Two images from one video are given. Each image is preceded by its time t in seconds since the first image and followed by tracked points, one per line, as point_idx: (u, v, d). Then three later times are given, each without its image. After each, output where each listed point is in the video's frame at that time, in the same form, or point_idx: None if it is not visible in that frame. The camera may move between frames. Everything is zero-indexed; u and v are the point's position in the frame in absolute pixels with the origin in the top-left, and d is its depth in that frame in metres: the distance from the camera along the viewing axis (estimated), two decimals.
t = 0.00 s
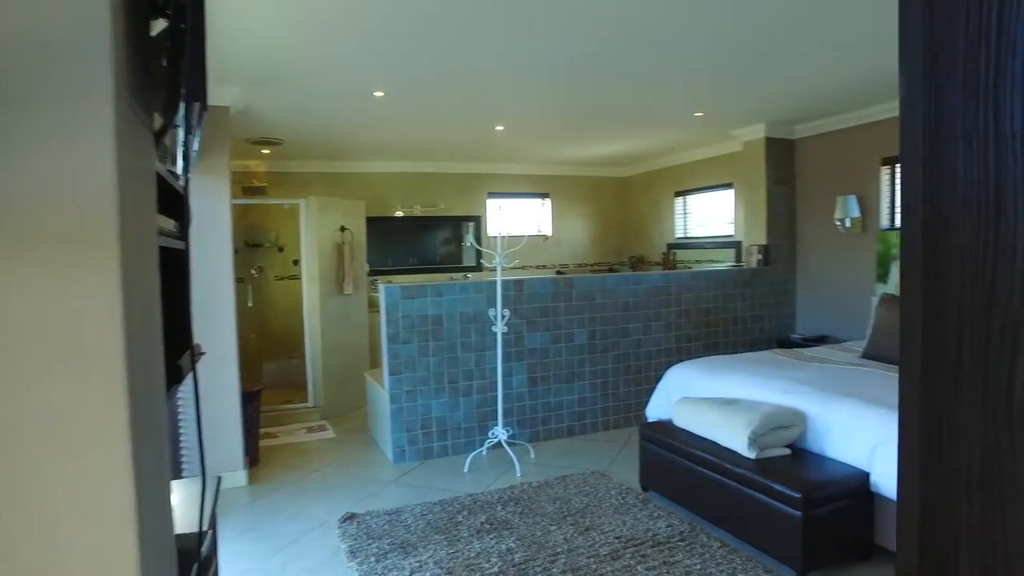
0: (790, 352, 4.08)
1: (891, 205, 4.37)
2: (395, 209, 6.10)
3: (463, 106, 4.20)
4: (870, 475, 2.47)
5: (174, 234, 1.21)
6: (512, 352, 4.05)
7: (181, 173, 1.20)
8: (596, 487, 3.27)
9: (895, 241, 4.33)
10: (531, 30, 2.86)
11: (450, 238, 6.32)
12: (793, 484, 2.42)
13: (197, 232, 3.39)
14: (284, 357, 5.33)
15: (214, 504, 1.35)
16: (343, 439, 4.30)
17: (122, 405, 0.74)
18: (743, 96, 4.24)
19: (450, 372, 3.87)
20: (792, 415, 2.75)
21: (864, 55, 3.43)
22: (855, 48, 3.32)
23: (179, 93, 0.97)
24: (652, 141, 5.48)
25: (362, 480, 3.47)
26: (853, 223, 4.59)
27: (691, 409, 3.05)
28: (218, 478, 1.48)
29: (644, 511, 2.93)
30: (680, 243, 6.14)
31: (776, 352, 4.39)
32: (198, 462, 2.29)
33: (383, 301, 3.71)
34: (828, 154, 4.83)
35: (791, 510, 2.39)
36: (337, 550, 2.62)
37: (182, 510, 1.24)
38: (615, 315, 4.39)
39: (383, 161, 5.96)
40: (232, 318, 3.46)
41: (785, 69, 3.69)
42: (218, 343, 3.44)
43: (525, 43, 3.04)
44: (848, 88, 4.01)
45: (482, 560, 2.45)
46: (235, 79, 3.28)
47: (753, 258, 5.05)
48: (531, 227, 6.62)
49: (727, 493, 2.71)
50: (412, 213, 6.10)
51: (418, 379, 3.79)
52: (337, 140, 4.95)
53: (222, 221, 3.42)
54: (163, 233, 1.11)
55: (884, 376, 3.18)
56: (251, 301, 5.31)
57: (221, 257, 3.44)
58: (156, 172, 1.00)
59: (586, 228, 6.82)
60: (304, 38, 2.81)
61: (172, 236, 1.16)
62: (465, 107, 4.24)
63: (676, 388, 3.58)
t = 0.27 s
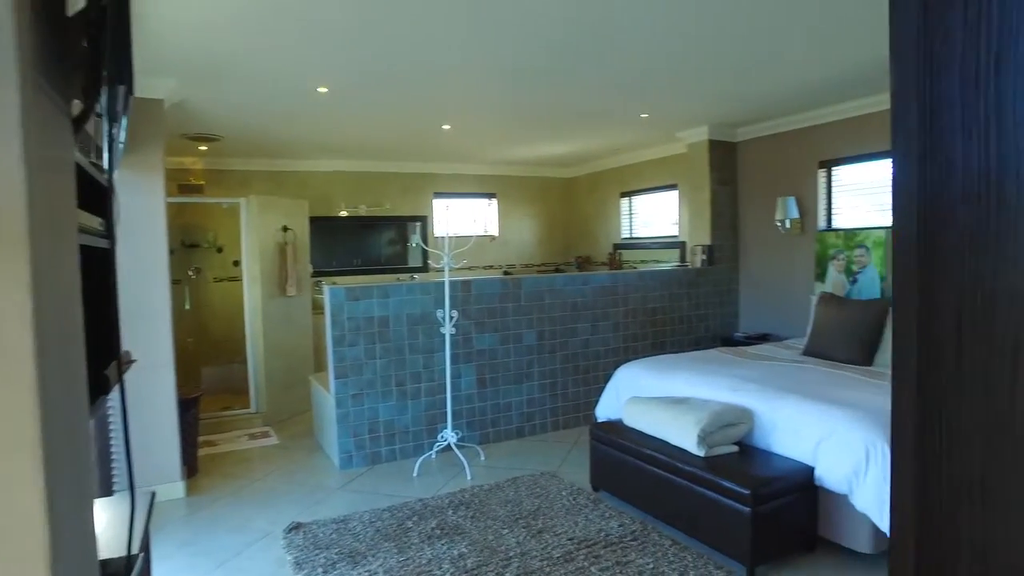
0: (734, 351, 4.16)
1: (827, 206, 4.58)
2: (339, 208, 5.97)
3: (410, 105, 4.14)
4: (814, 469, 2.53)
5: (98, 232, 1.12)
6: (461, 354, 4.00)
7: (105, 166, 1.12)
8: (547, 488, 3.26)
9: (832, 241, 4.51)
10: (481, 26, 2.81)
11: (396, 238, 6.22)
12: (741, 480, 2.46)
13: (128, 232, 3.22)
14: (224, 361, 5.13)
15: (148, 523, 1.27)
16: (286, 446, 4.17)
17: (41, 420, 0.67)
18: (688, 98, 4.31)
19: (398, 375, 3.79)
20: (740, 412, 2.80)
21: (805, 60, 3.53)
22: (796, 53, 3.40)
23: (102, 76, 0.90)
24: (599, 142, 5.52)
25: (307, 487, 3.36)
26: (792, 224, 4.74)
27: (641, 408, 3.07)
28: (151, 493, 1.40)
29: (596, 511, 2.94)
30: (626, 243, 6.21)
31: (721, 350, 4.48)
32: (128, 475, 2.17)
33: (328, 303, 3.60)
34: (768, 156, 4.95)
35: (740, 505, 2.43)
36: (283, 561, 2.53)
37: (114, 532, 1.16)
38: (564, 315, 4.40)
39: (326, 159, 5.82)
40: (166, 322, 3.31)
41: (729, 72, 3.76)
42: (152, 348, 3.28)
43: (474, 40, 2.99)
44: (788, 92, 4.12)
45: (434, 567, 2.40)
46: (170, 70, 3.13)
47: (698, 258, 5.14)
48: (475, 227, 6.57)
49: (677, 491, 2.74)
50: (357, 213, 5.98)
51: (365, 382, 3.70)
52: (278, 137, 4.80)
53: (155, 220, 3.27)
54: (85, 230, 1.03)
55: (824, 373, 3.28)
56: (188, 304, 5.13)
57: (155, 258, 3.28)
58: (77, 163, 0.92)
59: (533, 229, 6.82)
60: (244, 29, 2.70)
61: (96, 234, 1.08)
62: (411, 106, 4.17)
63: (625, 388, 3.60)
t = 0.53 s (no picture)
0: (702, 350, 4.18)
1: (791, 205, 4.66)
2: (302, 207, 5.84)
3: (374, 102, 4.05)
4: (786, 468, 2.54)
5: (37, 228, 1.04)
6: (428, 355, 3.94)
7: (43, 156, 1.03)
8: (517, 491, 3.22)
9: (796, 241, 4.56)
10: (449, 21, 2.75)
11: (360, 238, 6.12)
12: (714, 480, 2.45)
13: (78, 231, 3.08)
14: (182, 364, 5.03)
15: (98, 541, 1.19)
16: (248, 452, 4.05)
17: None
18: (656, 98, 4.30)
19: (364, 378, 3.70)
20: (711, 411, 2.80)
21: (773, 61, 3.55)
22: (765, 53, 3.42)
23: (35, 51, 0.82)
24: (566, 141, 5.49)
25: (270, 495, 3.27)
26: (757, 224, 4.80)
27: (612, 409, 3.05)
28: (103, 508, 1.34)
29: (568, 514, 2.91)
30: (593, 243, 6.21)
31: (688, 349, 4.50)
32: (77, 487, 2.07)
33: (291, 304, 3.50)
34: (733, 157, 4.99)
35: (713, 506, 2.43)
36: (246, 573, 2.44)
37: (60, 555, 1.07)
38: (532, 316, 4.36)
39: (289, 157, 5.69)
40: (120, 325, 3.17)
41: (697, 72, 3.76)
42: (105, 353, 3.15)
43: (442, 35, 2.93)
44: (755, 93, 4.15)
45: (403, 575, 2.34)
46: (123, 61, 3.00)
47: (665, 257, 5.16)
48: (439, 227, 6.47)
49: (649, 492, 2.73)
50: (321, 213, 5.86)
51: (330, 386, 3.61)
52: (238, 134, 4.67)
53: (106, 219, 3.13)
54: (20, 224, 0.95)
55: (792, 371, 3.31)
56: (144, 306, 5.01)
57: (108, 258, 3.15)
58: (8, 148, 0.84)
59: (499, 228, 6.78)
60: (201, 19, 2.59)
61: (32, 230, 0.99)
62: (376, 103, 4.08)
63: (595, 388, 3.58)
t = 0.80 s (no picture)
0: (678, 351, 4.18)
1: (766, 206, 4.70)
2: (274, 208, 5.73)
3: (347, 99, 3.97)
4: (765, 469, 2.54)
5: None
6: (403, 358, 3.87)
7: None
8: (495, 495, 3.17)
9: (771, 241, 4.59)
10: (427, 17, 2.69)
11: (331, 239, 6.01)
12: (695, 483, 2.44)
13: (37, 232, 2.96)
14: (147, 370, 4.84)
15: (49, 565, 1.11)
16: (218, 459, 3.94)
17: None
18: (633, 98, 4.29)
19: (337, 381, 3.62)
20: (690, 413, 2.79)
21: (751, 62, 3.55)
22: (743, 54, 3.42)
23: None
24: (541, 141, 5.46)
25: (241, 504, 3.17)
26: (733, 225, 4.82)
27: (590, 411, 3.03)
28: (58, 526, 1.26)
29: (547, 518, 2.87)
30: (568, 244, 6.19)
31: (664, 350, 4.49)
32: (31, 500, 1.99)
33: (262, 306, 3.41)
34: (709, 158, 5.01)
35: (694, 508, 2.41)
36: None
37: None
38: (508, 317, 4.32)
39: (259, 156, 5.57)
40: (82, 328, 3.06)
41: (675, 72, 3.75)
42: (67, 358, 3.03)
43: (418, 32, 2.87)
44: (732, 93, 4.16)
45: None
46: (86, 54, 2.89)
47: (641, 258, 5.15)
48: (412, 227, 6.36)
49: (628, 495, 2.70)
50: (293, 213, 5.75)
51: (302, 390, 3.52)
52: (207, 131, 4.55)
53: (68, 220, 3.02)
54: None
55: (768, 372, 3.32)
56: (109, 308, 4.82)
57: (69, 259, 3.03)
58: None
59: (473, 229, 6.72)
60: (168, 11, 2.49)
61: None
62: (348, 101, 4.00)
63: (572, 391, 3.55)
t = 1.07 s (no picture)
0: (650, 351, 4.17)
1: (734, 207, 4.73)
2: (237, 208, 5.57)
3: (313, 95, 3.87)
4: (740, 471, 2.53)
5: None
6: (372, 362, 3.78)
7: None
8: (467, 500, 3.12)
9: (741, 242, 4.62)
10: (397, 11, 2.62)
11: (296, 240, 5.87)
12: (671, 486, 2.42)
13: None
14: (105, 376, 4.67)
15: None
16: (178, 467, 3.80)
17: None
18: (605, 98, 4.27)
19: (303, 386, 3.52)
20: (665, 416, 2.78)
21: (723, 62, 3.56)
22: (716, 54, 3.42)
23: None
24: (511, 141, 5.41)
25: (203, 514, 3.06)
26: (702, 226, 4.85)
27: (565, 415, 2.99)
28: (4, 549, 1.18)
29: (520, 524, 2.83)
30: (537, 244, 6.15)
31: (634, 351, 4.48)
32: None
33: (225, 309, 3.29)
34: (678, 159, 5.02)
35: (670, 512, 2.39)
36: None
37: None
38: (478, 319, 4.26)
39: (221, 155, 5.42)
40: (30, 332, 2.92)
41: (645, 73, 3.74)
42: (14, 364, 2.88)
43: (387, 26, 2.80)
44: (703, 94, 4.16)
45: None
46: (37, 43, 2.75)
47: (611, 259, 5.14)
48: (382, 228, 6.26)
49: (603, 500, 2.67)
50: (257, 213, 5.60)
51: (267, 396, 3.41)
52: (166, 127, 4.40)
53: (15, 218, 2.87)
54: None
55: (740, 372, 3.33)
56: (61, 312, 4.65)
57: (16, 260, 2.88)
58: None
59: (441, 229, 6.64)
60: None
61: None
62: (314, 98, 3.91)
63: (544, 393, 3.52)
